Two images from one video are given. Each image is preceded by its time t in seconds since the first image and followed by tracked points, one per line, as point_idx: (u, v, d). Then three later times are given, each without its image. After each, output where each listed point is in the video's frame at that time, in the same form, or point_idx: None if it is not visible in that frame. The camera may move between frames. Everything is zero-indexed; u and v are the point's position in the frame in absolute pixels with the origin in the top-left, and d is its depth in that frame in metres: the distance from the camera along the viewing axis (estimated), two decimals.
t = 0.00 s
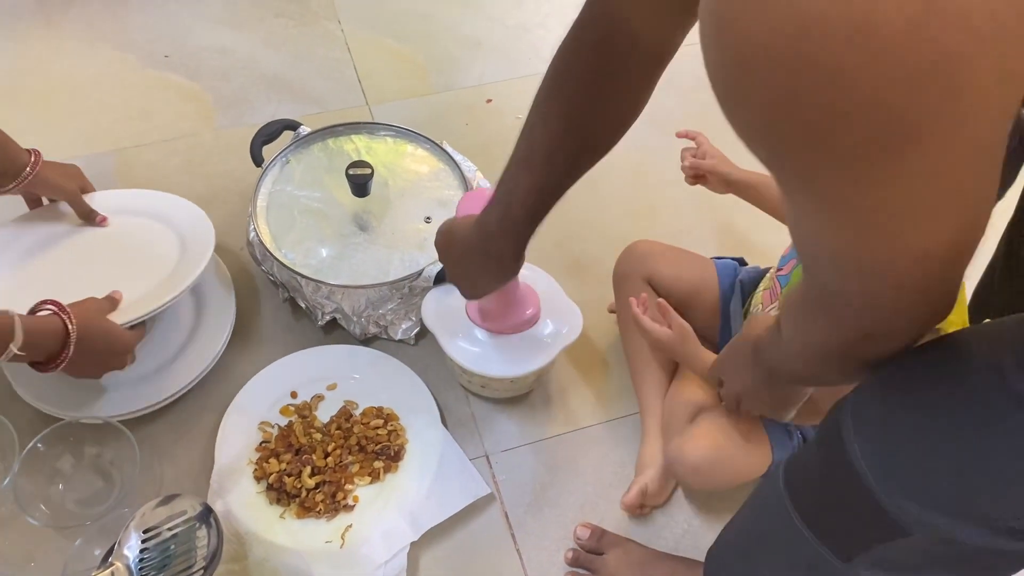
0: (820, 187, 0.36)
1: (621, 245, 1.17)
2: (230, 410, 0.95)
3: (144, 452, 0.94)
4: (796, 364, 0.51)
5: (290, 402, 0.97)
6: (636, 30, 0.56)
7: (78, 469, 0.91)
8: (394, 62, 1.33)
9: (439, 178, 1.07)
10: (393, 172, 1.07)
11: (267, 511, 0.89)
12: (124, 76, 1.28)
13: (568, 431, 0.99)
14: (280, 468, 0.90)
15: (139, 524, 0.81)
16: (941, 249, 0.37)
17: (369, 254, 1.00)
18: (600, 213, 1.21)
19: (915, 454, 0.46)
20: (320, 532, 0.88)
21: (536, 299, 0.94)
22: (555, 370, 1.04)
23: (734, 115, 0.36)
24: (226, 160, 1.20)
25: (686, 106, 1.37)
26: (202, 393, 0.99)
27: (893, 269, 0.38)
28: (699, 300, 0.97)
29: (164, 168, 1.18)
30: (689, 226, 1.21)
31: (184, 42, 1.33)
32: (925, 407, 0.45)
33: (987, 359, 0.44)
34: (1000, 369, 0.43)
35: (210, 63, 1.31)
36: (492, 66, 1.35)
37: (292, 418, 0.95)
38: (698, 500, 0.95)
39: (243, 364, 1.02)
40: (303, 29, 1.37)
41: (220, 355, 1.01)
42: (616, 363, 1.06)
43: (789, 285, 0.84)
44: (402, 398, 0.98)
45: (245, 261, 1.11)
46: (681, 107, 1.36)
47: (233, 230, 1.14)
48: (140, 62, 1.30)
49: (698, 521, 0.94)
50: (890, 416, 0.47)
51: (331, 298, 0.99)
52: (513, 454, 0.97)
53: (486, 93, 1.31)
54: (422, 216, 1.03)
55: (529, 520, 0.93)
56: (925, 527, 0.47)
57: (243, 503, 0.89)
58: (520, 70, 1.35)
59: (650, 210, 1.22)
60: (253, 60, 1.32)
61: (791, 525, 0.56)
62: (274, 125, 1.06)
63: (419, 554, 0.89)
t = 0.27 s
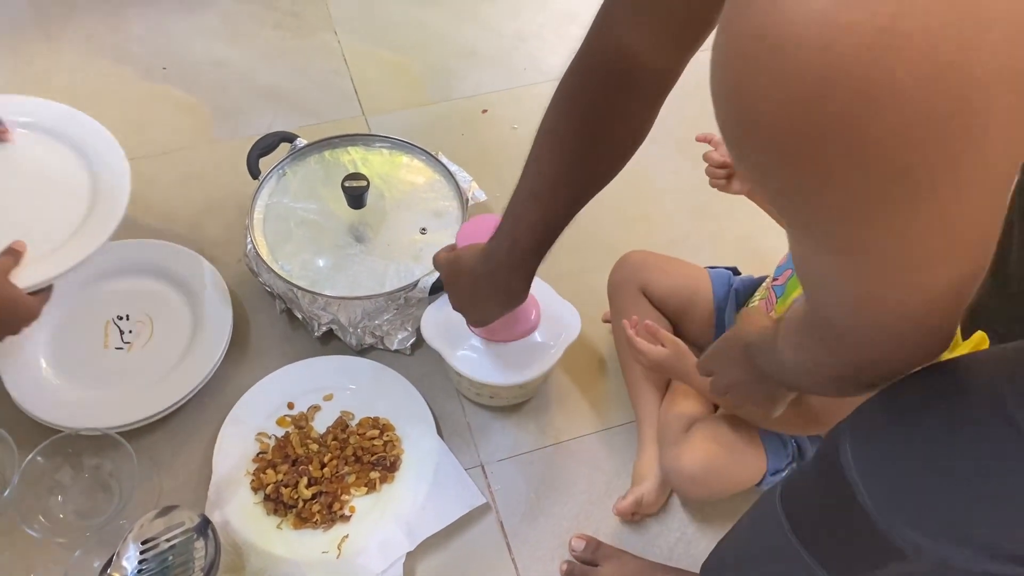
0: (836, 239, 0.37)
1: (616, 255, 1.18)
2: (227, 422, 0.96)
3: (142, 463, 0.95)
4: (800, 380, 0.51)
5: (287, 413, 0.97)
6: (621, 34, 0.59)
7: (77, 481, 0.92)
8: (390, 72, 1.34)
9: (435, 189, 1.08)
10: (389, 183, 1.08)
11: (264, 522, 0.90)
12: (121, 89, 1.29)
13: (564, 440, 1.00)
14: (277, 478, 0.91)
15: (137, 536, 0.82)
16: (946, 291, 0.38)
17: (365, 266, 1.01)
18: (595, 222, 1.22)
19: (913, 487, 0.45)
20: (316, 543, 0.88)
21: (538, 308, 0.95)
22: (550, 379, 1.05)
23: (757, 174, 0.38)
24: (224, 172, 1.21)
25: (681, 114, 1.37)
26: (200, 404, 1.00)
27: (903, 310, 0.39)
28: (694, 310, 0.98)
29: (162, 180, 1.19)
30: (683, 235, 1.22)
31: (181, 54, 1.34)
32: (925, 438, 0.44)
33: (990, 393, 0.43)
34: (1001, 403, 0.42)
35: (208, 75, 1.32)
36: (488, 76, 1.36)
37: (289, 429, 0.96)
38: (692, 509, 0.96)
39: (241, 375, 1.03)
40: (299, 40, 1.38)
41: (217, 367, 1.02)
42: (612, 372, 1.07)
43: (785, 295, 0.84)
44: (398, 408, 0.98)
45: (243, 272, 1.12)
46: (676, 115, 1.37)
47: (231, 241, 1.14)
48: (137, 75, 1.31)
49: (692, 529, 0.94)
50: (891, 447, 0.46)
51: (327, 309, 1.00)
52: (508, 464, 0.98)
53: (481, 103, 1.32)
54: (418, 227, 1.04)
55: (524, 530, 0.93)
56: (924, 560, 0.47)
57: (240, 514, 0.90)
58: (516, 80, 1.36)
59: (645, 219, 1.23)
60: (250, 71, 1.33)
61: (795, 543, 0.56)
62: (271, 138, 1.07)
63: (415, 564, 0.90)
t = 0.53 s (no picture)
0: (724, 227, 0.37)
1: (614, 256, 1.18)
2: (226, 425, 0.97)
3: (142, 465, 0.95)
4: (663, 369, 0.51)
5: (287, 415, 0.98)
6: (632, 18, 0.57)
7: (77, 484, 0.93)
8: (387, 75, 1.35)
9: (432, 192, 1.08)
10: (387, 187, 1.08)
11: (264, 524, 0.90)
12: (120, 93, 1.29)
13: (563, 442, 1.01)
14: (276, 481, 0.92)
15: (137, 538, 0.82)
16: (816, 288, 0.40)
17: (363, 269, 1.01)
18: (592, 223, 1.22)
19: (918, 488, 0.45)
20: (316, 545, 0.89)
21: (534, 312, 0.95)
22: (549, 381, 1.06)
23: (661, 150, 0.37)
24: (223, 176, 1.21)
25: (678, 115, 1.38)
26: (199, 407, 1.01)
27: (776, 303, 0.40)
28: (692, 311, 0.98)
29: (161, 184, 1.20)
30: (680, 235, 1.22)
31: (180, 58, 1.35)
32: (928, 441, 0.44)
33: (993, 396, 0.42)
34: (1002, 406, 0.42)
35: (206, 79, 1.33)
36: (485, 78, 1.37)
37: (288, 432, 0.97)
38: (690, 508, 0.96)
39: (240, 378, 1.04)
40: (297, 44, 1.38)
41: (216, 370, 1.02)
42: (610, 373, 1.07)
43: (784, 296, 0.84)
44: (397, 410, 0.99)
45: (242, 275, 1.13)
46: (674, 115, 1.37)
47: (230, 245, 1.15)
48: (136, 79, 1.32)
49: (690, 529, 0.95)
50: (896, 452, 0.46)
51: (325, 312, 1.00)
52: (507, 465, 0.99)
53: (479, 105, 1.32)
54: (415, 230, 1.04)
55: (522, 530, 0.94)
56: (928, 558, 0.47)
57: (240, 516, 0.90)
58: (513, 82, 1.37)
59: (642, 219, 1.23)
60: (248, 75, 1.34)
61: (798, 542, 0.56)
62: (269, 142, 1.08)
63: (413, 566, 0.91)
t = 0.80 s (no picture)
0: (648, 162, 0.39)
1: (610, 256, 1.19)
2: (227, 425, 0.97)
3: (144, 466, 0.96)
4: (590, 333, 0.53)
5: (287, 415, 0.99)
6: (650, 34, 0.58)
7: (80, 484, 0.94)
8: (386, 78, 1.36)
9: (430, 193, 1.09)
10: (386, 188, 1.09)
11: (265, 523, 0.91)
12: (121, 98, 1.30)
13: (561, 440, 1.02)
14: (276, 479, 0.92)
15: (139, 536, 0.83)
16: (714, 239, 0.42)
17: (362, 270, 1.02)
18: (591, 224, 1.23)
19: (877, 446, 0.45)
20: (316, 543, 0.90)
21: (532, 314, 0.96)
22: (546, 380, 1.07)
23: (611, 73, 0.39)
24: (223, 179, 1.23)
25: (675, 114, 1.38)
26: (201, 407, 1.02)
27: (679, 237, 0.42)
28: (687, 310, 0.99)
29: (162, 188, 1.21)
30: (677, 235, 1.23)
31: (181, 63, 1.36)
32: (886, 397, 0.45)
33: (951, 356, 0.43)
34: (960, 364, 0.43)
35: (206, 83, 1.34)
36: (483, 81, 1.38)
37: (289, 431, 0.97)
38: (687, 506, 0.97)
39: (241, 379, 1.05)
40: (296, 48, 1.40)
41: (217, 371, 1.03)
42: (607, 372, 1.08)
43: (776, 294, 0.85)
44: (397, 410, 1.00)
45: (242, 277, 1.14)
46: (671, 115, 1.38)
47: (230, 247, 1.16)
48: (137, 84, 1.33)
49: (687, 526, 0.96)
50: (858, 413, 0.46)
51: (325, 313, 1.01)
52: (505, 463, 0.99)
53: (477, 108, 1.34)
54: (413, 231, 1.05)
55: (521, 528, 0.95)
56: (894, 524, 0.47)
57: (241, 515, 0.91)
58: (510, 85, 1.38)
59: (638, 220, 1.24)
60: (248, 79, 1.35)
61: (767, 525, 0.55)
62: (268, 145, 1.09)
63: (413, 563, 0.92)
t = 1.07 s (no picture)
0: (649, 112, 0.44)
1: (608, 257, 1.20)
2: (228, 427, 0.98)
3: (146, 467, 0.97)
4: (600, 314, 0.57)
5: (287, 417, 1.00)
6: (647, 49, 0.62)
7: (82, 486, 0.94)
8: (385, 82, 1.37)
9: (429, 196, 1.10)
10: (384, 191, 1.10)
11: (266, 524, 0.92)
12: (122, 103, 1.32)
13: (559, 441, 1.02)
14: (277, 481, 0.93)
15: (142, 537, 0.84)
16: (708, 195, 0.45)
17: (361, 272, 1.03)
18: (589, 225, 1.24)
19: (847, 402, 0.46)
20: (317, 543, 0.91)
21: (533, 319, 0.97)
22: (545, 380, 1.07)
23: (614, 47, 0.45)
24: (223, 183, 1.23)
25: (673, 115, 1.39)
26: (202, 409, 1.03)
27: (683, 192, 0.46)
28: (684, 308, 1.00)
29: (162, 192, 1.22)
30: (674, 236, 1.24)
31: (181, 68, 1.37)
32: (869, 362, 0.45)
33: (923, 319, 0.44)
34: (930, 325, 0.44)
35: (206, 88, 1.35)
36: (481, 84, 1.39)
37: (289, 433, 0.98)
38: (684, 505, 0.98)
39: (242, 381, 1.05)
40: (296, 53, 1.41)
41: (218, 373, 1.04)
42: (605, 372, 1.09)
43: (769, 292, 0.86)
44: (397, 411, 1.01)
45: (242, 280, 1.15)
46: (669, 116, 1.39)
47: (231, 250, 1.17)
48: (137, 89, 1.34)
49: (684, 525, 0.96)
50: (834, 373, 0.46)
51: (325, 315, 1.02)
52: (504, 464, 1.00)
53: (475, 111, 1.35)
54: (412, 234, 1.06)
55: (520, 527, 0.96)
56: (869, 480, 0.46)
57: (242, 516, 0.92)
58: (508, 88, 1.39)
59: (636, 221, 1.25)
60: (248, 84, 1.36)
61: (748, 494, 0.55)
62: (268, 149, 1.10)
63: (413, 564, 0.92)
